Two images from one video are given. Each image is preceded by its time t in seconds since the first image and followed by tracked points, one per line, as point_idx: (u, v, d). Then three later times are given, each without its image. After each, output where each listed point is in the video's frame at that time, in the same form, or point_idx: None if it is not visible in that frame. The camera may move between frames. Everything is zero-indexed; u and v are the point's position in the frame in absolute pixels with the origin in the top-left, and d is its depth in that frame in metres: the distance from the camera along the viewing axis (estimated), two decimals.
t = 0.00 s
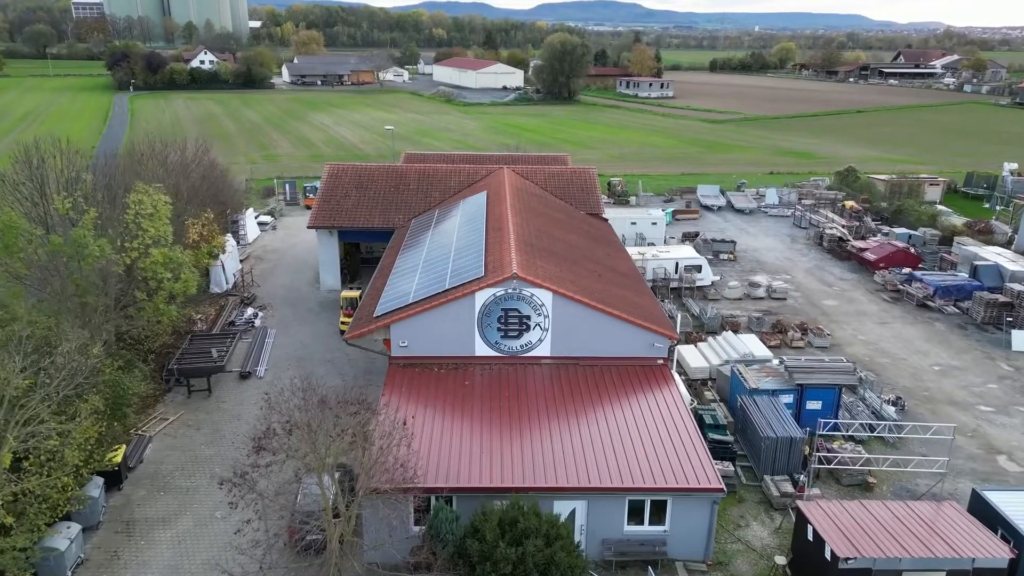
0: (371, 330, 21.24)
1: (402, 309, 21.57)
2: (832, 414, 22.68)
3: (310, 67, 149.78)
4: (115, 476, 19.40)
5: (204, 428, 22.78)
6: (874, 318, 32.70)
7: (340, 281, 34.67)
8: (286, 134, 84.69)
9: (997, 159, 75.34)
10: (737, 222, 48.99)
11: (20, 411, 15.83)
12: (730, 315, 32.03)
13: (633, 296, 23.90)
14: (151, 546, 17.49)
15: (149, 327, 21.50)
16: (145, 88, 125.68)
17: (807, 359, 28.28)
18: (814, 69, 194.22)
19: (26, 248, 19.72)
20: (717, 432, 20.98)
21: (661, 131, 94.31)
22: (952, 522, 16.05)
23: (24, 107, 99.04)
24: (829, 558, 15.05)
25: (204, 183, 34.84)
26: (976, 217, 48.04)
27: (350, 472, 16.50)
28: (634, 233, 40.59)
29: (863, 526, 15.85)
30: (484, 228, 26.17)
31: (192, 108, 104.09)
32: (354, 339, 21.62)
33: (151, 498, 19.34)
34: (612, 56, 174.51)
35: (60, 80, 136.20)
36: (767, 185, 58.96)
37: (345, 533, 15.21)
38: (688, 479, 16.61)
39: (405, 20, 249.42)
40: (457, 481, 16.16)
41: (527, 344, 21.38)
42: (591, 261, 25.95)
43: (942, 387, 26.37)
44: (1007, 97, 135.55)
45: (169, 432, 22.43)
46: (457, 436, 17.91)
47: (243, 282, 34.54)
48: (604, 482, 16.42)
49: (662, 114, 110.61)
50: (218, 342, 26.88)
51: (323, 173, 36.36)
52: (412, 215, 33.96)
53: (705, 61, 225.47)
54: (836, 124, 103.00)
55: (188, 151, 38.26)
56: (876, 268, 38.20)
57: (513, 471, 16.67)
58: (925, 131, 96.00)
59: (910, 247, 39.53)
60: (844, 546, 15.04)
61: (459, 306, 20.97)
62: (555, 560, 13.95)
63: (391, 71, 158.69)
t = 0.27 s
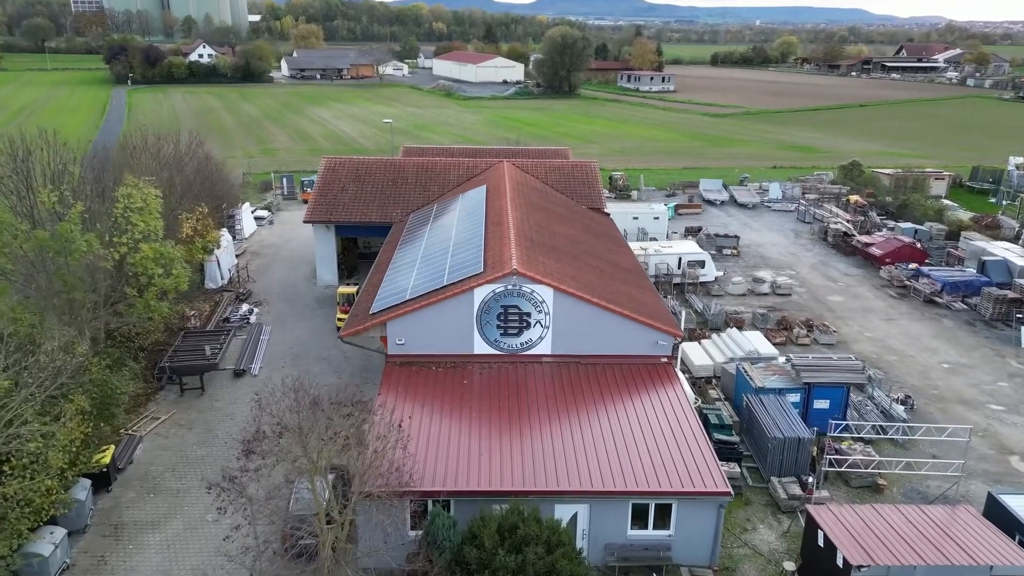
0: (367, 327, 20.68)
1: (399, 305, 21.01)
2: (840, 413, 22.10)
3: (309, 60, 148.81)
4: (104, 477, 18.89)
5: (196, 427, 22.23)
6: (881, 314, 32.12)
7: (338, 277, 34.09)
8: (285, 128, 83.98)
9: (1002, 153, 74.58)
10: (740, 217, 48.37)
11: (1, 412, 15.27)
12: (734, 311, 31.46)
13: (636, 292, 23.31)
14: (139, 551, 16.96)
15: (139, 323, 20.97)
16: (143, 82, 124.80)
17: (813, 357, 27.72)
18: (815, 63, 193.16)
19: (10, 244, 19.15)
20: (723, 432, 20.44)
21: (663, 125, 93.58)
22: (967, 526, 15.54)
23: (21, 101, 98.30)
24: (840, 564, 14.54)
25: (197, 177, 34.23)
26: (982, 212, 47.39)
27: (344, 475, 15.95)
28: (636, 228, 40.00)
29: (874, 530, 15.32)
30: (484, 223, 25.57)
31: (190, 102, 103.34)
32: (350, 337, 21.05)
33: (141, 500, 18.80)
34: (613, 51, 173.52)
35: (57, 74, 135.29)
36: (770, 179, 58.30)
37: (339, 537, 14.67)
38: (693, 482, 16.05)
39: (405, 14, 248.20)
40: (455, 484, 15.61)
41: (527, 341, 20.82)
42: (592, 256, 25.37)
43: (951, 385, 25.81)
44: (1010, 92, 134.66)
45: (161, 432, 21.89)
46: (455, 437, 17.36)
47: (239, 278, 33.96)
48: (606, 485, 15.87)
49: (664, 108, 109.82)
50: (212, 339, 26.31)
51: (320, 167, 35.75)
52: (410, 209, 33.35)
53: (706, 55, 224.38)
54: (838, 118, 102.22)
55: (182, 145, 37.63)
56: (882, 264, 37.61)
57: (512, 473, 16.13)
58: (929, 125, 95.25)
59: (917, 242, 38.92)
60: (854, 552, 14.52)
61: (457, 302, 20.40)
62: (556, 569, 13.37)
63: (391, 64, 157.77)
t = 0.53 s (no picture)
0: (362, 324, 20.12)
1: (395, 302, 20.45)
2: (847, 412, 21.59)
3: (308, 53, 147.83)
4: (91, 479, 18.34)
5: (188, 426, 21.70)
6: (887, 310, 31.57)
7: (334, 272, 33.53)
8: (282, 121, 83.27)
9: (1007, 147, 73.86)
10: (743, 211, 47.77)
11: None
12: (738, 307, 30.91)
13: (638, 288, 22.74)
14: (127, 556, 16.44)
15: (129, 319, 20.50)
16: (140, 75, 123.93)
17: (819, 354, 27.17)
18: (817, 56, 192.12)
19: None
20: (727, 432, 19.93)
21: (664, 118, 92.84)
22: (982, 532, 15.03)
23: (18, 94, 97.60)
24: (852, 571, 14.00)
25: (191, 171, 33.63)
26: (988, 206, 46.81)
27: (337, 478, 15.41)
28: (638, 222, 39.41)
29: (887, 536, 14.77)
30: (483, 217, 24.99)
31: (188, 96, 102.53)
32: (345, 334, 20.49)
33: (129, 502, 18.27)
34: (614, 44, 172.51)
35: (55, 67, 134.39)
36: (773, 173, 57.67)
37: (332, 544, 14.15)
38: (699, 485, 15.50)
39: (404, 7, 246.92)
40: (452, 487, 15.06)
41: (527, 339, 20.25)
42: (594, 251, 24.80)
43: (960, 382, 25.28)
44: (1013, 85, 133.76)
45: (151, 431, 21.35)
46: (453, 438, 16.80)
47: (234, 273, 33.38)
48: (609, 488, 15.32)
49: (665, 102, 109.02)
50: (205, 335, 25.75)
51: (316, 160, 35.13)
52: (408, 203, 32.76)
53: (707, 49, 223.23)
54: (841, 111, 101.45)
55: (176, 138, 36.99)
56: (887, 258, 37.04)
57: (512, 475, 15.58)
58: (932, 118, 94.47)
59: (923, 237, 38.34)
60: (868, 560, 13.96)
61: (455, 299, 19.84)
62: None
63: (390, 58, 156.79)
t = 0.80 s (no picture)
0: (357, 322, 19.56)
1: (391, 299, 19.90)
2: (855, 411, 21.03)
3: (306, 47, 146.85)
4: (79, 482, 17.83)
5: (179, 426, 21.18)
6: (893, 306, 31.04)
7: (331, 268, 32.97)
8: (280, 115, 82.55)
9: (1011, 141, 73.21)
10: (745, 205, 47.17)
11: None
12: (741, 304, 30.38)
13: (641, 284, 22.20)
14: (114, 561, 15.93)
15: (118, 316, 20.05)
16: (137, 69, 122.99)
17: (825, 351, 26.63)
18: (818, 50, 191.19)
19: None
20: (733, 432, 19.43)
21: (664, 112, 92.14)
22: (998, 537, 14.52)
23: (13, 87, 96.79)
24: None
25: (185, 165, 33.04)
26: (994, 200, 46.24)
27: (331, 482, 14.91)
28: (640, 217, 38.83)
29: (900, 542, 14.26)
30: (481, 212, 24.42)
31: (185, 89, 101.72)
32: (339, 332, 19.93)
33: (117, 505, 17.76)
34: (614, 37, 171.51)
35: (51, 61, 133.45)
36: (775, 167, 57.06)
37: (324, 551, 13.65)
38: (703, 488, 15.00)
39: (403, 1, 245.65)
40: (449, 492, 14.55)
41: (526, 337, 19.69)
42: (595, 247, 24.25)
43: (969, 380, 24.76)
44: (1015, 79, 133.01)
45: (142, 431, 20.85)
46: (450, 440, 16.28)
47: (228, 268, 32.82)
48: (611, 492, 14.82)
49: (665, 95, 108.28)
50: (198, 332, 25.21)
51: (312, 154, 34.51)
52: (406, 197, 32.16)
53: (708, 43, 222.21)
54: (843, 104, 100.75)
55: (169, 132, 36.40)
56: (893, 253, 36.48)
57: (511, 478, 15.09)
58: (934, 112, 93.82)
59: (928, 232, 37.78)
60: (880, 567, 13.45)
61: (453, 296, 19.29)
62: None
63: (389, 51, 155.87)
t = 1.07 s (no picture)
0: (352, 319, 19.02)
1: (387, 296, 19.36)
2: (863, 410, 20.53)
3: (304, 41, 145.90)
4: (66, 484, 17.34)
5: (170, 426, 20.66)
6: (899, 302, 30.52)
7: (327, 263, 32.44)
8: (277, 109, 81.85)
9: (1014, 134, 72.60)
10: (748, 200, 46.62)
11: None
12: (745, 300, 29.85)
13: (644, 280, 21.66)
14: (101, 567, 15.43)
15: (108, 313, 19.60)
16: (134, 62, 122.04)
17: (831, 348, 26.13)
18: (819, 43, 190.28)
19: None
20: (738, 433, 18.96)
21: (665, 106, 91.46)
22: (1014, 543, 14.05)
23: (9, 81, 95.96)
24: None
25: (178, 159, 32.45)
26: (999, 194, 45.69)
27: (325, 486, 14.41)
28: (641, 211, 38.27)
29: (915, 548, 13.74)
30: (480, 206, 23.86)
31: (182, 83, 100.92)
32: (334, 330, 19.38)
33: (106, 508, 17.27)
34: (614, 31, 170.54)
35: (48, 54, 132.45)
36: (778, 161, 56.48)
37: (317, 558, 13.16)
38: (710, 492, 14.51)
39: None
40: (447, 496, 14.05)
41: (526, 335, 19.15)
42: (597, 242, 23.70)
43: (978, 378, 24.26)
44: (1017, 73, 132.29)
45: (132, 431, 20.34)
46: (447, 442, 15.76)
47: (223, 264, 32.27)
48: (615, 496, 14.31)
49: (666, 89, 107.58)
50: (191, 329, 24.68)
51: (308, 147, 33.94)
52: (403, 191, 31.59)
53: (708, 36, 221.16)
54: (844, 98, 100.06)
55: (163, 125, 35.81)
56: (898, 248, 35.94)
57: (511, 482, 14.58)
58: (937, 105, 93.13)
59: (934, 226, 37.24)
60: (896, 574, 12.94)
61: (451, 293, 18.76)
62: None
63: (388, 45, 154.91)
